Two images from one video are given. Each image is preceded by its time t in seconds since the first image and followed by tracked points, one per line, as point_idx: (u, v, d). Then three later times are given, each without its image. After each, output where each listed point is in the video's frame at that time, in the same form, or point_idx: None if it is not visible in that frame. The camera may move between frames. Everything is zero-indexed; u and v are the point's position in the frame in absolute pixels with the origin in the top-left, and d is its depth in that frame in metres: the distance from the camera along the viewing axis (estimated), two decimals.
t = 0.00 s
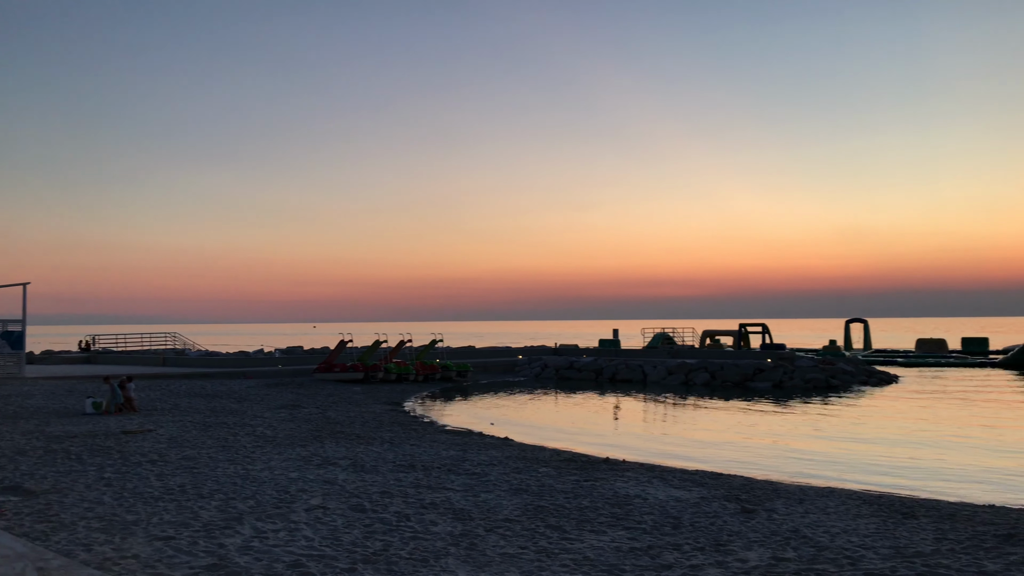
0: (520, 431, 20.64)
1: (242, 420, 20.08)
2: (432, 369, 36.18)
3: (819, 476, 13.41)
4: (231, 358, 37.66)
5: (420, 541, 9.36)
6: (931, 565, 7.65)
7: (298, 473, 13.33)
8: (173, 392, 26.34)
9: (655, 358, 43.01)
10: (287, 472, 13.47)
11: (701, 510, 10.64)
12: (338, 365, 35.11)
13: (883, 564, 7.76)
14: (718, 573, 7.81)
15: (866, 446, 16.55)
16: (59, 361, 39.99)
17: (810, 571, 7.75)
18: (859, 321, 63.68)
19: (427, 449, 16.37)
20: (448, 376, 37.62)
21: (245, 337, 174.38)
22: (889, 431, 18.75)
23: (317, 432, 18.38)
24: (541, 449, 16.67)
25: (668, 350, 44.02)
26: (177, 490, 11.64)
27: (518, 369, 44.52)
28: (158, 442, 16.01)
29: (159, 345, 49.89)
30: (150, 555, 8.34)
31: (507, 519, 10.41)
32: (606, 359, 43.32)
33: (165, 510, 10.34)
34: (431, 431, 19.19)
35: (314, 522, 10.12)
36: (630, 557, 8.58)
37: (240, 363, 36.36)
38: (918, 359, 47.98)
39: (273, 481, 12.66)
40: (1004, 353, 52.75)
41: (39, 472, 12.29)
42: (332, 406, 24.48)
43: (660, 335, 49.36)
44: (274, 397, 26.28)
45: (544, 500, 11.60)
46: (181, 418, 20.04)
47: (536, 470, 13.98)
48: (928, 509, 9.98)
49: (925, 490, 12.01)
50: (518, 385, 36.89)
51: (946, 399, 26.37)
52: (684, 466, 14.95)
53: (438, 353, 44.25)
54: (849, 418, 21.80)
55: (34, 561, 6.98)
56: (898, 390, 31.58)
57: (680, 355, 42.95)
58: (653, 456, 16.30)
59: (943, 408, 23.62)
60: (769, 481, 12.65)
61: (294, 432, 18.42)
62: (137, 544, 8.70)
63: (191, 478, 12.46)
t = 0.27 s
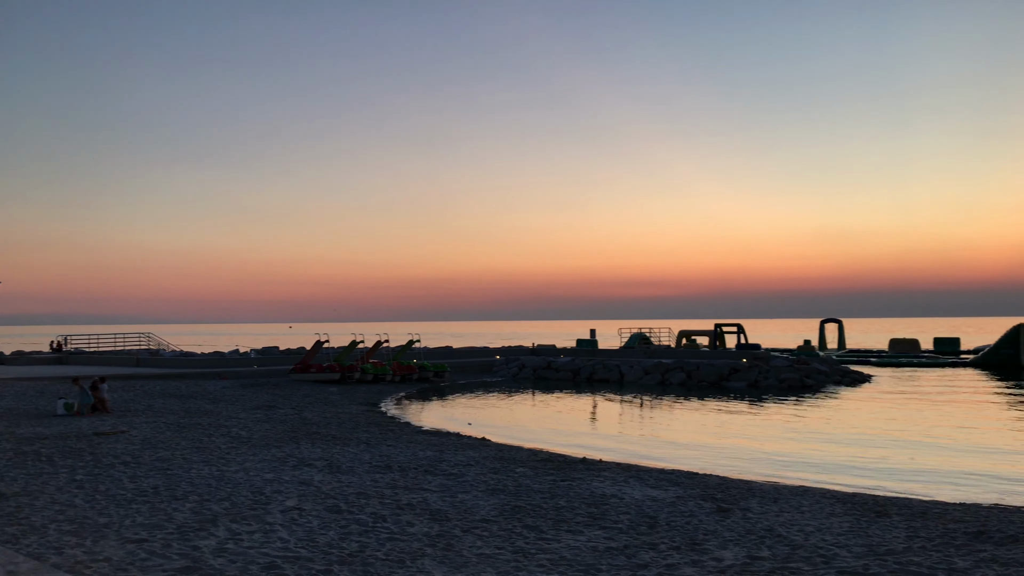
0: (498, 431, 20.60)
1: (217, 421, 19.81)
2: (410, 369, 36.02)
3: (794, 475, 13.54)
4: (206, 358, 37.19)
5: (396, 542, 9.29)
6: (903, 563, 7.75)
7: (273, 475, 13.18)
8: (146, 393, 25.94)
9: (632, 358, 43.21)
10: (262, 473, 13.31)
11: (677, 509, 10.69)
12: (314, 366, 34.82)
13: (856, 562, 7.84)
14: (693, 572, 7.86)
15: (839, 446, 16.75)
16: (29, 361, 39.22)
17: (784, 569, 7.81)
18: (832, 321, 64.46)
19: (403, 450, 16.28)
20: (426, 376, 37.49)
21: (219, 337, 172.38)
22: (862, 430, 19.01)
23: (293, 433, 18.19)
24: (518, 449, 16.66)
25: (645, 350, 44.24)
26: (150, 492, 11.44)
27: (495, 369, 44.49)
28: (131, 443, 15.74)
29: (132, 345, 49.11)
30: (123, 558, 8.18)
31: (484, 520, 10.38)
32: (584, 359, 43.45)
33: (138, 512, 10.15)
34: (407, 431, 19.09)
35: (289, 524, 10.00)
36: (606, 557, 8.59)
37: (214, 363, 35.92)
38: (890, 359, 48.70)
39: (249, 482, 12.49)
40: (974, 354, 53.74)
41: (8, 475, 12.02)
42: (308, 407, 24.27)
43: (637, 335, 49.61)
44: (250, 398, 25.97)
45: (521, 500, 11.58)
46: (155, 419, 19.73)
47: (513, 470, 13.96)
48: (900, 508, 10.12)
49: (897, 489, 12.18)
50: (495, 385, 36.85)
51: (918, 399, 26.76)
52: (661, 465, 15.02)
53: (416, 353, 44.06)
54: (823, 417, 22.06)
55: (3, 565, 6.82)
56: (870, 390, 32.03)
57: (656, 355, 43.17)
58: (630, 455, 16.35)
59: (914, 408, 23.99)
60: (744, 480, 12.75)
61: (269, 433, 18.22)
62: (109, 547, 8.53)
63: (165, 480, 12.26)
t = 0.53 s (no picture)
0: (474, 431, 20.54)
1: (191, 422, 19.53)
2: (386, 369, 35.81)
3: (768, 474, 13.65)
4: (179, 359, 36.67)
5: (372, 543, 9.21)
6: (875, 560, 7.84)
7: (249, 476, 13.02)
8: (118, 393, 25.51)
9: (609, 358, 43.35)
10: (237, 474, 13.14)
11: (653, 508, 10.73)
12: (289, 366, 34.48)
13: (829, 560, 7.92)
14: (669, 571, 7.88)
15: (813, 445, 16.92)
16: None
17: (759, 567, 7.86)
18: (806, 321, 65.17)
19: (380, 450, 16.16)
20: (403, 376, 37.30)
21: (193, 337, 170.21)
22: (835, 430, 19.21)
23: (268, 434, 17.99)
24: (495, 449, 16.62)
25: (621, 350, 44.40)
26: (123, 493, 11.24)
27: (472, 369, 44.41)
28: (104, 444, 15.45)
29: (104, 345, 48.29)
30: (95, 560, 8.02)
31: (460, 520, 10.34)
32: (561, 359, 43.51)
33: (110, 514, 9.97)
34: (383, 432, 18.95)
35: (265, 525, 9.88)
36: (583, 556, 8.59)
37: (188, 363, 35.42)
38: (864, 359, 49.35)
39: (223, 484, 12.32)
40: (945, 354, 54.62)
41: None
42: (283, 407, 24.02)
43: (614, 335, 49.78)
44: (224, 399, 25.65)
45: (497, 500, 11.55)
46: (128, 420, 19.40)
47: (490, 470, 13.92)
48: (873, 506, 10.24)
49: (870, 487, 12.32)
50: (472, 385, 36.76)
51: (890, 398, 27.12)
52: (637, 465, 15.06)
53: (393, 353, 43.80)
54: (797, 416, 22.27)
55: None
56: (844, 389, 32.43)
57: (633, 355, 43.36)
58: (606, 455, 16.38)
59: (887, 407, 24.31)
60: (720, 479, 12.83)
61: (245, 434, 18.00)
62: (80, 550, 8.36)
63: (138, 481, 12.05)
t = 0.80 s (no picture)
0: (451, 432, 20.47)
1: (166, 423, 19.24)
2: (363, 369, 35.58)
3: (744, 473, 13.76)
4: (153, 359, 36.15)
5: (349, 544, 9.13)
6: (849, 558, 7.92)
7: (224, 477, 12.85)
8: (90, 394, 25.06)
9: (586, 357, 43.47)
10: (212, 475, 12.96)
11: (629, 508, 10.76)
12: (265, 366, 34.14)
13: (803, 558, 8.00)
14: (646, 570, 7.90)
15: (788, 443, 17.10)
16: None
17: (734, 566, 7.92)
18: (781, 322, 65.88)
19: (357, 451, 16.03)
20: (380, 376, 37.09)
21: (166, 337, 167.89)
22: (810, 429, 19.43)
23: (244, 435, 17.77)
24: (472, 449, 16.57)
25: (599, 350, 44.54)
26: (95, 495, 11.02)
27: (449, 369, 44.30)
28: (75, 446, 15.16)
29: (75, 345, 47.48)
30: (66, 563, 7.86)
31: (438, 520, 10.29)
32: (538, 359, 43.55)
33: (82, 517, 9.77)
34: (360, 433, 18.82)
35: (240, 526, 9.75)
36: (560, 556, 8.59)
37: (161, 363, 34.90)
38: (838, 359, 49.99)
39: (198, 485, 12.15)
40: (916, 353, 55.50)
41: None
42: (258, 408, 23.76)
43: (591, 335, 49.91)
44: (198, 399, 25.31)
45: (475, 500, 11.51)
46: (101, 420, 19.07)
47: (467, 471, 13.87)
48: (847, 504, 10.36)
49: (843, 485, 12.47)
50: (449, 386, 36.65)
51: (863, 398, 27.48)
52: (615, 464, 15.11)
53: (370, 354, 43.56)
54: (772, 415, 22.49)
55: None
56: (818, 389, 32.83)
57: (610, 355, 43.52)
58: (583, 455, 16.41)
59: (859, 406, 24.65)
60: (697, 478, 12.90)
61: (220, 434, 17.77)
62: (51, 553, 8.18)
63: (111, 483, 11.84)
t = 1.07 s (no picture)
0: (430, 432, 20.39)
1: (141, 424, 18.95)
2: (341, 370, 35.33)
3: (721, 472, 13.85)
4: (127, 359, 35.63)
5: (327, 545, 9.05)
6: (825, 556, 8.00)
7: (200, 478, 12.68)
8: (63, 395, 24.62)
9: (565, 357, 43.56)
10: (188, 477, 12.78)
11: (608, 507, 10.78)
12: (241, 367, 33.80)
13: (780, 557, 8.06)
14: (625, 569, 7.92)
15: (765, 443, 17.23)
16: None
17: (712, 565, 7.96)
18: (757, 322, 66.53)
19: (334, 452, 15.90)
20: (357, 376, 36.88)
21: (140, 337, 165.58)
22: (786, 428, 19.61)
23: (220, 436, 17.56)
24: (450, 450, 16.50)
25: (577, 350, 44.65)
26: (68, 497, 10.81)
27: (428, 369, 44.17)
28: (47, 447, 14.87)
29: (47, 346, 46.65)
30: (38, 567, 7.70)
31: (416, 521, 10.23)
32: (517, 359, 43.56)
33: (55, 519, 9.58)
34: (338, 433, 18.68)
35: (216, 528, 9.62)
36: (539, 556, 8.58)
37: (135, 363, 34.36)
38: (814, 359, 50.54)
39: (174, 487, 11.97)
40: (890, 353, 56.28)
41: None
42: (234, 408, 23.51)
43: (569, 335, 50.01)
44: (174, 400, 24.98)
45: (453, 501, 11.47)
46: (74, 422, 18.73)
47: (445, 471, 13.81)
48: (823, 503, 10.47)
49: (819, 484, 12.59)
50: (427, 386, 36.53)
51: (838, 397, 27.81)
52: (593, 464, 15.13)
53: (348, 354, 43.29)
54: (749, 415, 22.68)
55: None
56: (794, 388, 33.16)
57: (588, 355, 43.65)
58: (562, 455, 16.43)
59: (835, 405, 24.93)
60: (674, 478, 12.97)
61: (195, 435, 17.54)
62: (22, 556, 8.00)
63: (85, 485, 11.63)
